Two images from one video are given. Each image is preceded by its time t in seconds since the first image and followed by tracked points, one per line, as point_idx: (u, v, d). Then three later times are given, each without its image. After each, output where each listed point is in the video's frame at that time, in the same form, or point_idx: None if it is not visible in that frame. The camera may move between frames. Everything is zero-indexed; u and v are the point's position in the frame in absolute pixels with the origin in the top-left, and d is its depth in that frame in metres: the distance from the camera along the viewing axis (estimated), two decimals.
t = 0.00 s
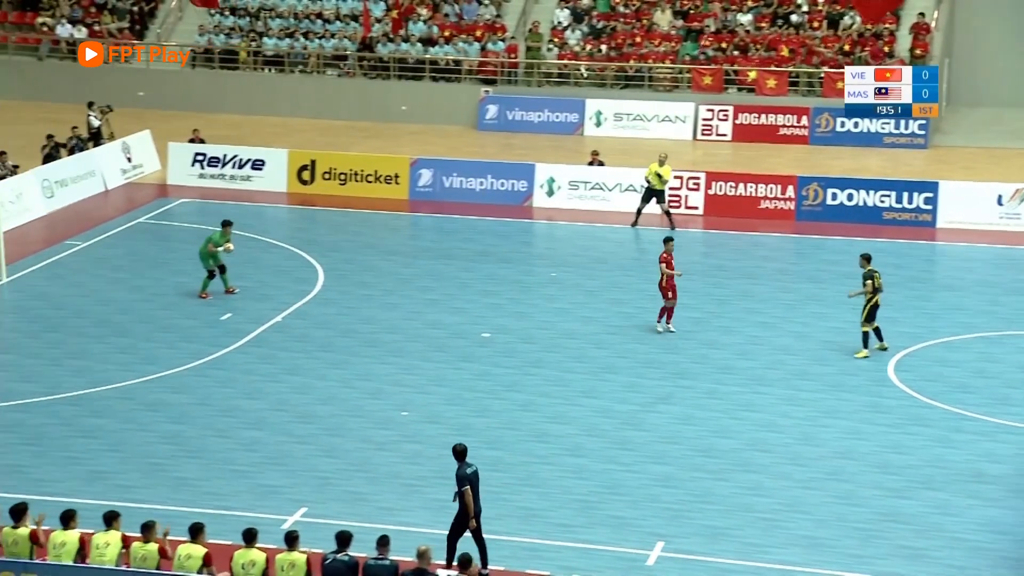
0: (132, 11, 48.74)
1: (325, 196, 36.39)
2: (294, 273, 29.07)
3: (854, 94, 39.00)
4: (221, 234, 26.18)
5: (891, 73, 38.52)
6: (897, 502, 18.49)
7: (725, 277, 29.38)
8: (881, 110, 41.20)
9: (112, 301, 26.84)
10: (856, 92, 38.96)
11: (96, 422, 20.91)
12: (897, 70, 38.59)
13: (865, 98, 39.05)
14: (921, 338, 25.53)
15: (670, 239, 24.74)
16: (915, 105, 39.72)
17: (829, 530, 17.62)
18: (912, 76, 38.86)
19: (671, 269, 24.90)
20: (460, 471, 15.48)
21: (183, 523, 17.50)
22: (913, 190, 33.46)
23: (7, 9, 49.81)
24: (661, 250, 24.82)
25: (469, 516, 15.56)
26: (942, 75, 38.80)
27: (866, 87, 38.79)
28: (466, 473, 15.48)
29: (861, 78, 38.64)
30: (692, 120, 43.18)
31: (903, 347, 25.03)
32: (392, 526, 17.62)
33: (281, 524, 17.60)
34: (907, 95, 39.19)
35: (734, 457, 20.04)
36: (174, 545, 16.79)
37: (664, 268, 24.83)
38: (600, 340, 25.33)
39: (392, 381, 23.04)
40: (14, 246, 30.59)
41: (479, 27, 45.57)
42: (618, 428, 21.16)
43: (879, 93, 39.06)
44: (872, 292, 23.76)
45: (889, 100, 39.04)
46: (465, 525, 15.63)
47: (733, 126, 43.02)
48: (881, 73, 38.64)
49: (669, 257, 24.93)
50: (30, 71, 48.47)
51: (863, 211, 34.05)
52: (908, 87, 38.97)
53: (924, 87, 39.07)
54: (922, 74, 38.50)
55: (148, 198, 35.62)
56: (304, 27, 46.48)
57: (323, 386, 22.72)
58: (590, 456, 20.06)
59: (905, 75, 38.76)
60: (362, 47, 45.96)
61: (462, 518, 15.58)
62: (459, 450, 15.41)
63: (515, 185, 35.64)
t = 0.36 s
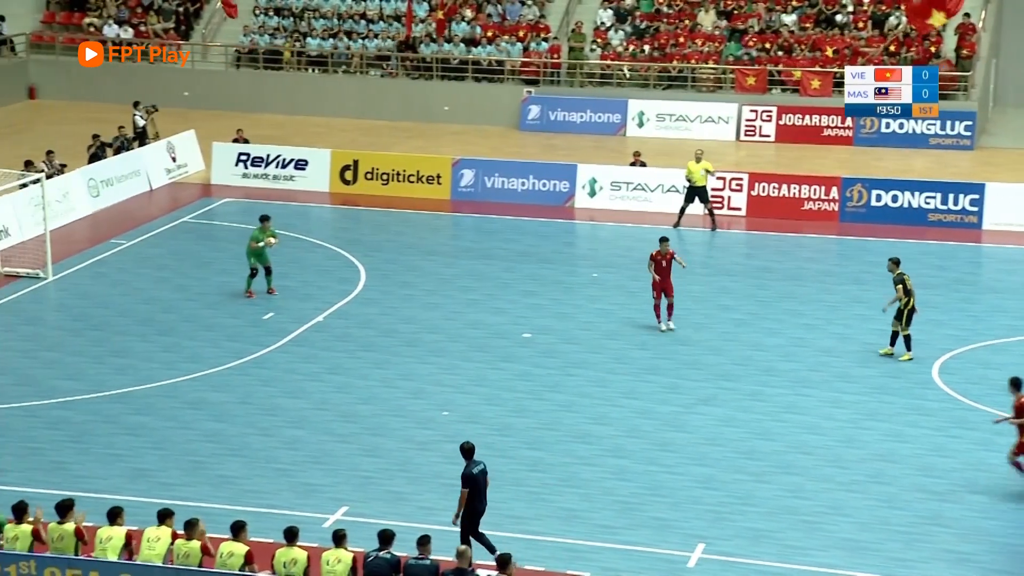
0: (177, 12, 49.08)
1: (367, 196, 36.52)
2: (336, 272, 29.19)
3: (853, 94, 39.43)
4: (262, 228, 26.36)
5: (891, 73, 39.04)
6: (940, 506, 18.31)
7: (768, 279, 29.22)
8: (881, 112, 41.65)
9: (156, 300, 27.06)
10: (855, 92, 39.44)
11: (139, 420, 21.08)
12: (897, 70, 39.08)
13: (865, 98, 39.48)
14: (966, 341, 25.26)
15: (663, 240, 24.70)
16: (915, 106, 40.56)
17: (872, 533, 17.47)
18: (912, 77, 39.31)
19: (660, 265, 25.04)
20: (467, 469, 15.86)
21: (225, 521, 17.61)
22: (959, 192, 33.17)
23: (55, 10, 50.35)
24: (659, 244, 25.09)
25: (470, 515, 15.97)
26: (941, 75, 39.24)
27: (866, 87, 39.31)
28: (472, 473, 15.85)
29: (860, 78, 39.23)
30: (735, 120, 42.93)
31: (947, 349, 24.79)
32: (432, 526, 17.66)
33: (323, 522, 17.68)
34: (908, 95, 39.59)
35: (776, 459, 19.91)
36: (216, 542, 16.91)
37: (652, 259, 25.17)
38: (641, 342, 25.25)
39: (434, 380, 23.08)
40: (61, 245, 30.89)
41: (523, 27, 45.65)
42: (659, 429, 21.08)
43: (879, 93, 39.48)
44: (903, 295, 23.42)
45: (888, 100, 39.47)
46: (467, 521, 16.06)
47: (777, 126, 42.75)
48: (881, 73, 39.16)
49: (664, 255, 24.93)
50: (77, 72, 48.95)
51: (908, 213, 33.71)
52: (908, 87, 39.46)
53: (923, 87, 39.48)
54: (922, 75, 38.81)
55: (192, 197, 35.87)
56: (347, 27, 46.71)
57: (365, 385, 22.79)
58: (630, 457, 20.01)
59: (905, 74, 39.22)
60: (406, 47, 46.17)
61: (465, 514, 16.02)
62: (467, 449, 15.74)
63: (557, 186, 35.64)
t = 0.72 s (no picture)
0: (205, 12, 49.30)
1: (394, 196, 36.60)
2: (362, 272, 29.26)
3: (854, 95, 39.39)
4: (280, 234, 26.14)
5: (891, 72, 38.65)
6: (967, 508, 18.19)
7: (795, 280, 29.11)
8: (881, 110, 40.26)
9: (184, 300, 27.20)
10: (855, 91, 39.44)
11: (166, 419, 21.19)
12: (897, 69, 38.53)
13: (865, 98, 39.44)
14: (994, 342, 25.10)
15: (645, 245, 24.81)
16: (916, 105, 38.94)
17: (898, 536, 17.38)
18: (913, 77, 38.48)
19: (643, 268, 25.20)
20: (462, 468, 15.86)
21: (251, 520, 17.68)
22: (987, 193, 32.94)
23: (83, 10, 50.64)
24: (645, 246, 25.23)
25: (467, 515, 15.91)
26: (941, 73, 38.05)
27: (866, 87, 39.19)
28: (468, 472, 15.82)
29: (860, 78, 39.09)
30: (762, 121, 42.78)
31: (974, 351, 24.66)
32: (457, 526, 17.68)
33: (348, 522, 17.72)
34: (908, 95, 38.82)
35: (802, 461, 19.84)
36: (242, 541, 16.97)
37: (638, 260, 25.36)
38: (667, 342, 25.21)
39: (458, 380, 23.11)
40: (90, 245, 31.05)
41: (550, 27, 45.69)
42: (684, 430, 21.05)
43: (880, 93, 39.32)
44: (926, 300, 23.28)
45: (888, 100, 39.01)
46: (466, 522, 15.99)
47: (804, 127, 42.56)
48: (882, 73, 38.85)
49: (647, 259, 25.09)
50: (106, 72, 49.23)
51: (936, 214, 33.54)
52: (908, 87, 38.65)
53: (925, 87, 38.47)
54: (920, 74, 37.71)
55: (220, 197, 36.03)
56: (375, 27, 46.92)
57: (391, 385, 22.84)
58: (655, 458, 19.98)
59: (905, 74, 38.52)
60: (433, 47, 46.34)
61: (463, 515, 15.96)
62: (461, 449, 15.73)
63: (584, 186, 35.64)
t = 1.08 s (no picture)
0: (215, 12, 49.40)
1: (403, 196, 36.61)
2: (371, 272, 29.28)
3: (854, 94, 40.05)
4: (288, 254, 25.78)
5: (890, 73, 39.25)
6: (977, 509, 18.15)
7: (804, 280, 29.07)
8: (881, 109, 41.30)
9: (192, 299, 27.24)
10: (855, 91, 40.00)
11: (175, 419, 21.22)
12: (897, 70, 39.26)
13: (865, 98, 40.08)
14: (1004, 343, 25.03)
15: (634, 245, 25.05)
16: (916, 105, 40.36)
17: (907, 536, 17.34)
18: (913, 77, 39.21)
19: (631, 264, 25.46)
20: (437, 464, 15.95)
21: (260, 519, 17.71)
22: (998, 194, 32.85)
23: (94, 10, 50.80)
24: (635, 245, 25.45)
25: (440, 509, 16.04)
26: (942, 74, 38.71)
27: (866, 87, 39.79)
28: (442, 467, 15.93)
29: (861, 78, 39.67)
30: (772, 121, 42.74)
31: (984, 351, 24.60)
32: (466, 526, 17.68)
33: (356, 522, 17.73)
34: (908, 96, 39.62)
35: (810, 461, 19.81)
36: (251, 540, 16.99)
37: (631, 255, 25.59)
38: (675, 342, 25.19)
39: (467, 380, 23.11)
40: (99, 244, 31.11)
41: (560, 27, 45.69)
42: (693, 430, 21.02)
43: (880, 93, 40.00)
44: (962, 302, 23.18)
45: (889, 100, 39.92)
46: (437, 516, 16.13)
47: (813, 127, 42.51)
48: (882, 73, 39.46)
49: (634, 259, 25.32)
50: (117, 72, 49.36)
51: (946, 215, 33.45)
52: (908, 86, 39.50)
53: (923, 87, 39.28)
54: (920, 74, 38.54)
55: (229, 197, 36.08)
56: (384, 28, 46.90)
57: (399, 385, 22.85)
58: (663, 458, 19.96)
59: (905, 75, 39.16)
60: (441, 47, 46.29)
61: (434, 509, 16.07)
62: (438, 444, 15.80)
63: (593, 186, 35.61)
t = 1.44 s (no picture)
0: (217, 12, 49.41)
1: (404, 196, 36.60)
2: (372, 272, 29.28)
3: (854, 94, 40.13)
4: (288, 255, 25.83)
5: (890, 72, 39.42)
6: (978, 509, 18.15)
7: (805, 280, 29.07)
8: (881, 110, 40.56)
9: (193, 299, 27.25)
10: (855, 91, 40.01)
11: (176, 418, 21.23)
12: (897, 70, 39.37)
13: (865, 98, 40.14)
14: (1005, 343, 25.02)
15: (599, 232, 25.15)
16: (916, 105, 40.11)
17: (908, 536, 17.34)
18: (913, 76, 39.35)
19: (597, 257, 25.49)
20: (403, 464, 15.98)
21: (260, 519, 17.71)
22: (999, 194, 32.86)
23: (96, 10, 50.84)
24: (601, 237, 25.56)
25: (408, 509, 16.02)
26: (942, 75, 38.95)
27: (866, 87, 39.84)
28: (408, 468, 15.96)
29: (860, 78, 39.70)
30: (773, 121, 42.77)
31: (984, 351, 24.59)
32: (467, 526, 17.68)
33: (356, 522, 17.75)
34: (908, 96, 39.73)
35: (811, 461, 19.81)
36: (252, 540, 17.01)
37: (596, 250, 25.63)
38: (676, 342, 25.19)
39: (468, 380, 23.11)
40: (99, 244, 31.12)
41: (561, 27, 45.69)
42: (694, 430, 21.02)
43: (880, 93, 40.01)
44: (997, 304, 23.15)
45: (889, 100, 39.98)
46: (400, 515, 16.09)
47: (815, 127, 42.53)
48: (881, 73, 39.58)
49: (600, 248, 25.39)
50: (119, 72, 49.38)
51: (947, 215, 33.43)
52: (908, 87, 39.55)
53: (924, 86, 39.39)
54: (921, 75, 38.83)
55: (230, 196, 36.08)
56: (386, 28, 46.94)
57: (400, 385, 22.85)
58: (664, 458, 19.96)
59: (906, 74, 39.34)
60: (442, 47, 46.30)
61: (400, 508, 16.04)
62: (404, 444, 15.88)
63: (594, 186, 35.60)
